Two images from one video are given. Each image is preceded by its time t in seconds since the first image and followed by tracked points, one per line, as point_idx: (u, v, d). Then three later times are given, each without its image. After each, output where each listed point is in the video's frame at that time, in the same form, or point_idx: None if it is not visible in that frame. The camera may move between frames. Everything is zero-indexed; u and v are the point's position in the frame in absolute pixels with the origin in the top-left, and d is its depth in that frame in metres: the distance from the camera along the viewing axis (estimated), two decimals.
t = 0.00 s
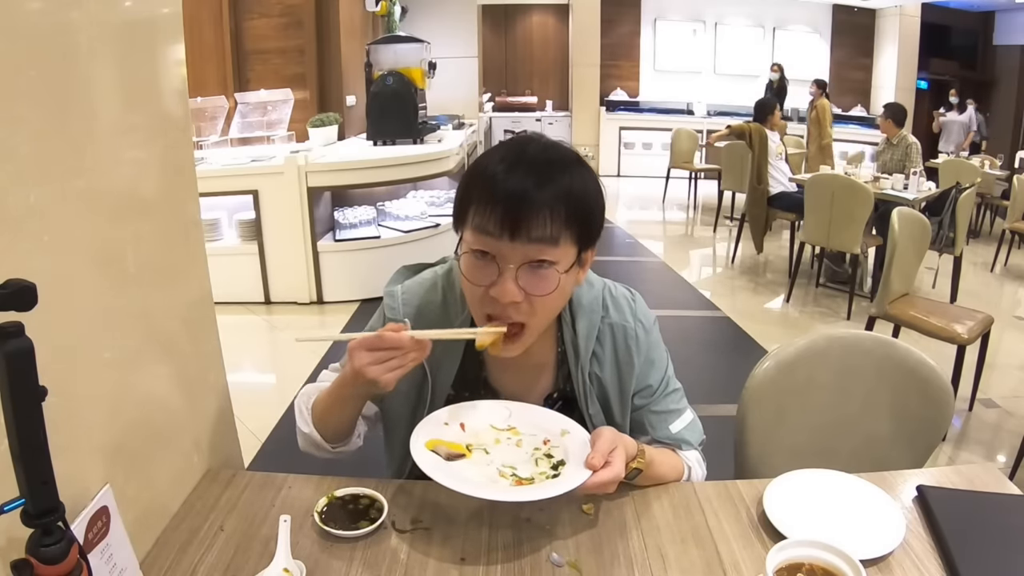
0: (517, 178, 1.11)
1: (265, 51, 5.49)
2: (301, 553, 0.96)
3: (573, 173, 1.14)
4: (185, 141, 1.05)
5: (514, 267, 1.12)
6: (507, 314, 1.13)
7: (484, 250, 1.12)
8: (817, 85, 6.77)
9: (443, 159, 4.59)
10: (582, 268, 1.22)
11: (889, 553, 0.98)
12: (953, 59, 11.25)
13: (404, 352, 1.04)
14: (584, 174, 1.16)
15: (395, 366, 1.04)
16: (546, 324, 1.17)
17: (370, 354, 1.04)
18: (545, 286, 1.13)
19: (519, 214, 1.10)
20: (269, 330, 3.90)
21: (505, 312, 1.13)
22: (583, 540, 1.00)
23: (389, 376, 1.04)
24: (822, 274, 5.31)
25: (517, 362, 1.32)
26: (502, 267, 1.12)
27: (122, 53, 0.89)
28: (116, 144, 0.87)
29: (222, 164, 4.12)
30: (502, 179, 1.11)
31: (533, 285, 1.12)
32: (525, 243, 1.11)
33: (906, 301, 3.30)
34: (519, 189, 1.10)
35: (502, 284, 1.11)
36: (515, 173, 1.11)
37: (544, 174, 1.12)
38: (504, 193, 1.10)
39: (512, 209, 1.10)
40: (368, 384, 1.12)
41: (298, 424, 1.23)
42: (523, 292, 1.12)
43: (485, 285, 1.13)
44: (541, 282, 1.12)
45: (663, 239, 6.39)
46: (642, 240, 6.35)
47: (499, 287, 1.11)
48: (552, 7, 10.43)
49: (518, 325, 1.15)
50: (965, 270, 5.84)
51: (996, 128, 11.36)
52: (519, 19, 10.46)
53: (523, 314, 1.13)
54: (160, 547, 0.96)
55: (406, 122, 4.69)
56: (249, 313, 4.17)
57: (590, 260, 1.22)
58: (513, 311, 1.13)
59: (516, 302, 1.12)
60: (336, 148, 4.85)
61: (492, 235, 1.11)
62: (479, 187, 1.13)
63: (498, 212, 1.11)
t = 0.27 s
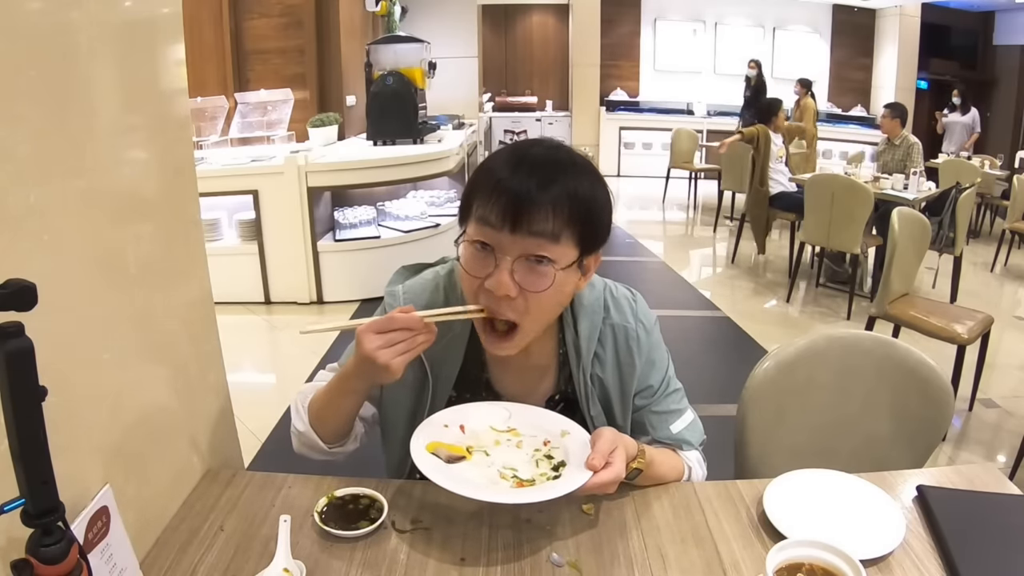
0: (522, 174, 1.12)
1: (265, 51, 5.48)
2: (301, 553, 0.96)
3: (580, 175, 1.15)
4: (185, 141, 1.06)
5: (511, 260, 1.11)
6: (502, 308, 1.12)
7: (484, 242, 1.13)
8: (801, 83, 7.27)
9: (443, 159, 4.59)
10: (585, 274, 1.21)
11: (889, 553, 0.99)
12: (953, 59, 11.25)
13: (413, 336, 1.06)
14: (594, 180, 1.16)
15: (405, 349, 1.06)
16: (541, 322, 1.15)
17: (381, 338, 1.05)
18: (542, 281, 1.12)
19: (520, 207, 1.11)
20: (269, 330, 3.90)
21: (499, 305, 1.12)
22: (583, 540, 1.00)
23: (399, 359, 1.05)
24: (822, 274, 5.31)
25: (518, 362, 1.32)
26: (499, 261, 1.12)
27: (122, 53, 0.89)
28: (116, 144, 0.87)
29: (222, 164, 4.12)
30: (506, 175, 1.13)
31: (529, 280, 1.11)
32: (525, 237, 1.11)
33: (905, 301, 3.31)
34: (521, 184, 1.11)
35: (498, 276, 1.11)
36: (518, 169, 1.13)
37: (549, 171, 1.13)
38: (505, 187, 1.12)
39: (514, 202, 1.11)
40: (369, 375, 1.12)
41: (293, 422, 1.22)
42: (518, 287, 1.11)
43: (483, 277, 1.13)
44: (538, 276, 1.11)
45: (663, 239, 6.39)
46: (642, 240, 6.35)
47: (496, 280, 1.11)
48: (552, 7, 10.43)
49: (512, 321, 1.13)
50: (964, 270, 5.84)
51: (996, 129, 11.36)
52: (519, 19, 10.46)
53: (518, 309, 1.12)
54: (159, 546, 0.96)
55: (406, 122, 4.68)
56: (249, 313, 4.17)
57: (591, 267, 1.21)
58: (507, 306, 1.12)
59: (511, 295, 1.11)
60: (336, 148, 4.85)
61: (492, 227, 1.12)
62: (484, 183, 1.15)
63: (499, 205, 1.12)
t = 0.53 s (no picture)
0: (494, 176, 1.13)
1: (265, 51, 5.49)
2: (301, 553, 0.96)
3: (562, 176, 1.14)
4: (185, 141, 1.06)
5: (481, 259, 1.11)
6: (471, 308, 1.12)
7: (463, 242, 1.14)
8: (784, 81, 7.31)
9: (443, 159, 4.59)
10: (572, 278, 1.19)
11: (888, 552, 0.99)
12: (953, 59, 11.24)
13: (412, 332, 1.06)
14: (576, 181, 1.14)
15: (403, 344, 1.06)
16: (511, 324, 1.14)
17: (384, 333, 1.05)
18: (509, 281, 1.11)
19: (490, 207, 1.11)
20: (269, 330, 3.90)
21: (469, 304, 1.13)
22: (583, 540, 1.00)
23: (395, 353, 1.05)
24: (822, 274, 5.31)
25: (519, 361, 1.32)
26: (472, 260, 1.12)
27: (122, 53, 0.89)
28: (116, 145, 0.87)
29: (222, 164, 4.12)
30: (486, 175, 1.13)
31: (498, 280, 1.11)
32: (495, 236, 1.11)
33: (906, 301, 3.30)
34: (496, 184, 1.12)
35: (467, 275, 1.11)
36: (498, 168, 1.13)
37: (528, 172, 1.12)
38: (482, 186, 1.13)
39: (485, 202, 1.11)
40: (360, 370, 1.11)
41: (286, 421, 1.22)
42: (488, 286, 1.11)
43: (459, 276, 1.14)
44: (505, 276, 1.11)
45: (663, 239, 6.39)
46: (642, 240, 6.35)
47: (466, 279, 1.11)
48: (552, 7, 10.43)
49: (483, 321, 1.13)
50: (965, 270, 5.84)
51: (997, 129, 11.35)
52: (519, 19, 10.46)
53: (485, 309, 1.12)
54: (160, 546, 0.96)
55: (406, 122, 4.68)
56: (249, 313, 4.17)
57: (579, 271, 1.19)
58: (476, 306, 1.12)
59: (479, 294, 1.11)
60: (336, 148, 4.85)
61: (469, 227, 1.13)
62: (468, 183, 1.16)
63: (474, 205, 1.12)
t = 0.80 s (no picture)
0: (492, 177, 1.12)
1: (265, 51, 5.49)
2: (300, 553, 0.96)
3: (557, 166, 1.14)
4: (185, 141, 1.05)
5: (497, 261, 1.11)
6: (492, 310, 1.12)
7: (470, 247, 1.13)
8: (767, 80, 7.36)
9: (443, 159, 4.59)
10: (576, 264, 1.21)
11: (889, 553, 0.98)
12: (953, 59, 11.24)
13: (361, 359, 1.07)
14: (569, 168, 1.15)
15: (352, 371, 1.06)
16: (533, 319, 1.15)
17: (330, 360, 1.06)
18: (529, 278, 1.11)
19: (496, 207, 1.10)
20: (269, 330, 3.91)
21: (490, 307, 1.12)
22: (583, 539, 1.00)
23: (345, 380, 1.06)
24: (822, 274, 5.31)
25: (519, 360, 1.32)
26: (486, 263, 1.12)
27: (122, 53, 0.89)
28: (116, 145, 0.88)
29: (222, 164, 4.12)
30: (483, 177, 1.12)
31: (516, 279, 1.11)
32: (506, 237, 1.11)
33: (906, 301, 3.31)
34: (498, 184, 1.11)
35: (485, 279, 1.11)
36: (494, 170, 1.13)
37: (526, 168, 1.12)
38: (483, 189, 1.11)
39: (490, 203, 1.11)
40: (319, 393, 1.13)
41: (278, 424, 1.21)
42: (508, 286, 1.11)
43: (471, 281, 1.13)
44: (525, 274, 1.11)
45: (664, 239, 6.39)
46: (642, 240, 6.35)
47: (484, 283, 1.11)
48: (552, 7, 10.43)
49: (506, 322, 1.13)
50: (965, 270, 5.84)
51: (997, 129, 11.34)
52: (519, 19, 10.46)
53: (508, 309, 1.12)
54: (159, 546, 0.96)
55: (406, 122, 4.68)
56: (249, 313, 4.17)
57: (582, 256, 1.21)
58: (498, 308, 1.12)
59: (501, 296, 1.11)
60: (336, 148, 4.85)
61: (475, 231, 1.12)
62: (464, 187, 1.14)
63: (478, 207, 1.11)
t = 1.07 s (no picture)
0: (494, 164, 1.13)
1: (265, 51, 5.49)
2: (300, 553, 0.96)
3: (555, 152, 1.17)
4: (185, 141, 1.05)
5: (505, 246, 1.12)
6: (503, 296, 1.12)
7: (476, 235, 1.13)
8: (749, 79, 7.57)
9: (442, 160, 4.59)
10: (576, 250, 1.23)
11: (889, 553, 0.98)
12: (953, 59, 11.24)
13: (357, 372, 1.06)
14: (566, 154, 1.18)
15: (348, 382, 1.06)
16: (543, 304, 1.16)
17: (328, 370, 1.06)
18: (538, 262, 1.13)
19: (503, 194, 1.12)
20: (269, 330, 3.91)
21: (501, 294, 1.12)
22: (583, 539, 1.00)
23: (341, 391, 1.06)
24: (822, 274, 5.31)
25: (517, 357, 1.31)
26: (494, 249, 1.13)
27: (122, 54, 0.89)
28: (116, 145, 0.87)
29: (222, 164, 4.12)
30: (485, 165, 1.14)
31: (526, 263, 1.12)
32: (514, 221, 1.12)
33: (906, 301, 3.31)
34: (501, 170, 1.13)
35: (495, 265, 1.12)
36: (495, 157, 1.14)
37: (527, 154, 1.14)
38: (486, 175, 1.13)
39: (496, 190, 1.12)
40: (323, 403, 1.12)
41: (280, 426, 1.22)
42: (517, 271, 1.12)
43: (480, 269, 1.13)
44: (535, 257, 1.12)
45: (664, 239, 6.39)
46: (642, 240, 6.35)
47: (494, 269, 1.12)
48: (552, 7, 10.42)
49: (517, 308, 1.14)
50: (965, 270, 5.84)
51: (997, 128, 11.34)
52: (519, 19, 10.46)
53: (519, 294, 1.13)
54: (159, 547, 0.96)
55: (406, 122, 4.68)
56: (249, 313, 4.17)
57: (581, 242, 1.23)
58: (509, 293, 1.12)
59: (511, 281, 1.12)
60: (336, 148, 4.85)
61: (482, 217, 1.13)
62: (464, 178, 1.15)
63: (483, 193, 1.12)
